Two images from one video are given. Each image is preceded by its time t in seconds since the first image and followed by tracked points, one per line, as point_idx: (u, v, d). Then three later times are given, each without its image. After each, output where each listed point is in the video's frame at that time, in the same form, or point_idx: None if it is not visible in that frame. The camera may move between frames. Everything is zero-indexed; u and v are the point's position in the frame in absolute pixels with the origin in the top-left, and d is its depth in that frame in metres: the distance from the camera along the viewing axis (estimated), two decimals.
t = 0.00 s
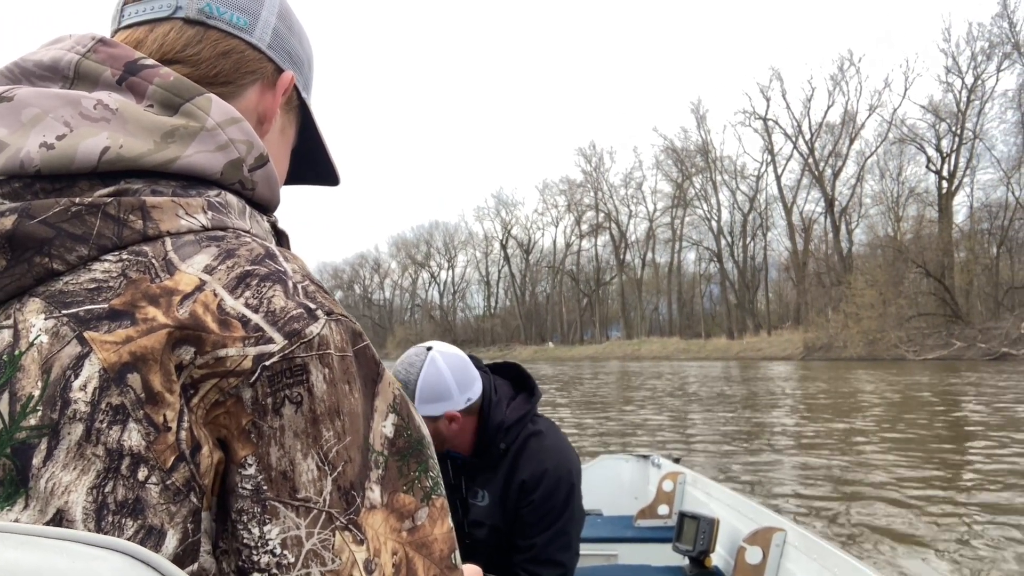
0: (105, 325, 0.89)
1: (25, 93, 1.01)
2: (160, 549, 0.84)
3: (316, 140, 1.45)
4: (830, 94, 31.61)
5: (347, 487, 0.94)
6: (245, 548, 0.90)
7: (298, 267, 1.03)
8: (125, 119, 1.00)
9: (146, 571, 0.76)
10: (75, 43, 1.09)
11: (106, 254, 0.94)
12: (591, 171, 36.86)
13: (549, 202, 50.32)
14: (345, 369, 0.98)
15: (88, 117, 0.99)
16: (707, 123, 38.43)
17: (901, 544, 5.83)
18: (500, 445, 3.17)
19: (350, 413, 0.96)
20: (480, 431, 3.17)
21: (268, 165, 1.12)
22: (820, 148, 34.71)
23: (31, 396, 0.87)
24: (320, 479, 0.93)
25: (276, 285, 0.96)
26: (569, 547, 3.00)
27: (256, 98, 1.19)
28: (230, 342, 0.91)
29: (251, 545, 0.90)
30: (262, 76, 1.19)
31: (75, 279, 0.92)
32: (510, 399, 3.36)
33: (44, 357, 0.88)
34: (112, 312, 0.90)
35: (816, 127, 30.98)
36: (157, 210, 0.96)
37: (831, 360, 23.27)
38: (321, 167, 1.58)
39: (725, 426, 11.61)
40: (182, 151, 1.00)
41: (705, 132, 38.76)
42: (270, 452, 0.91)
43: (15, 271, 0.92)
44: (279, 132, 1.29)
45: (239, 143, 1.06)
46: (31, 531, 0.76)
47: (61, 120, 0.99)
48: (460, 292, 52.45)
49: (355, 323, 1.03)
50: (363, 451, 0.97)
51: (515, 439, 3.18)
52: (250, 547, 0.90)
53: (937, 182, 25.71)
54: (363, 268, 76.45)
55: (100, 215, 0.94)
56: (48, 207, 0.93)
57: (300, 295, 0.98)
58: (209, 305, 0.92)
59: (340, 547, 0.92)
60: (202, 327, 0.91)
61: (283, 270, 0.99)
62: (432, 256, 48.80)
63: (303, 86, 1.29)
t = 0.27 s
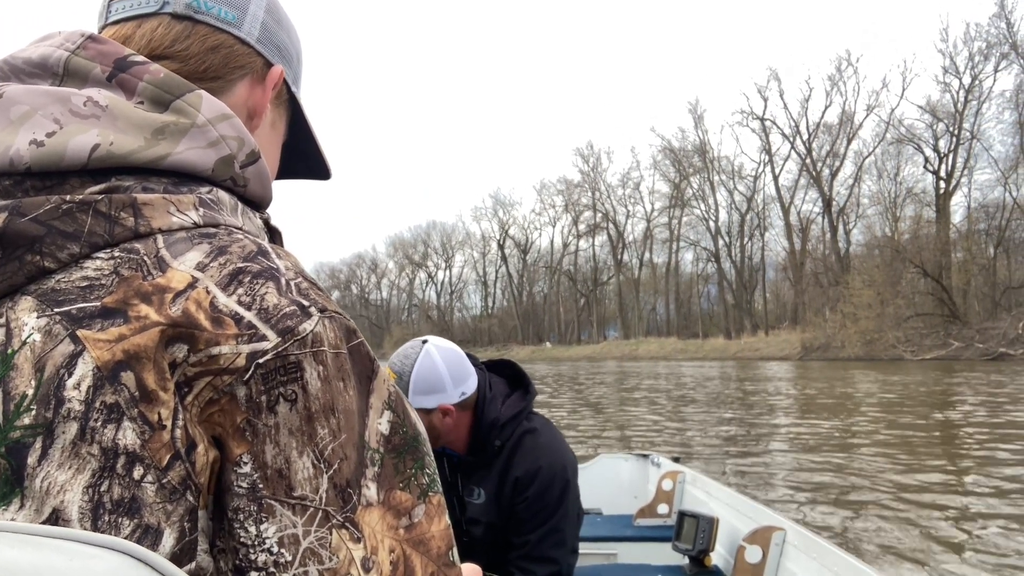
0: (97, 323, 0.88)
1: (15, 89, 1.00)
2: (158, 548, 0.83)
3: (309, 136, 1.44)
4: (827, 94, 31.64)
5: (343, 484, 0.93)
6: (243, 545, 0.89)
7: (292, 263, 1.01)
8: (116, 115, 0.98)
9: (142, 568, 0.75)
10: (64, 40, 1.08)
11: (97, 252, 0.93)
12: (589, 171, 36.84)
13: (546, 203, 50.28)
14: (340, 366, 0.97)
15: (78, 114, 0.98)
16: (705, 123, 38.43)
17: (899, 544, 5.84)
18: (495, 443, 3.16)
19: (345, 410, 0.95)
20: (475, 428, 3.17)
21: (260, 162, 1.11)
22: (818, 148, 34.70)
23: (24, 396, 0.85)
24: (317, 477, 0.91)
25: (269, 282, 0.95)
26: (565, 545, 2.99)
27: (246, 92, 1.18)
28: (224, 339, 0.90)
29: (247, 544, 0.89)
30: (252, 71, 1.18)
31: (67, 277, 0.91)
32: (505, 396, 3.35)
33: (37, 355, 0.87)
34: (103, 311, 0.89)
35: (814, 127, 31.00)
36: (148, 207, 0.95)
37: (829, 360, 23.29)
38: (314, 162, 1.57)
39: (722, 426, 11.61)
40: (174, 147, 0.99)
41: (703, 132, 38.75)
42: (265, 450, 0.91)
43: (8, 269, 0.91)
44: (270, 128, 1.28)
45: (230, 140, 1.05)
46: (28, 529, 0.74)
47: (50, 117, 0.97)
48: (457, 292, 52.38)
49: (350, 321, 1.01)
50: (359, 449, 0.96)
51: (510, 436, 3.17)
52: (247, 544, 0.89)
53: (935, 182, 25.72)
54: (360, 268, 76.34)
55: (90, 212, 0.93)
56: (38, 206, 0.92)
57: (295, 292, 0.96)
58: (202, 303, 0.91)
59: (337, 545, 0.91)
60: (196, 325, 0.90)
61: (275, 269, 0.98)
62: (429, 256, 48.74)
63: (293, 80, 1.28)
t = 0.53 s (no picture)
0: (103, 327, 0.88)
1: (20, 91, 0.99)
2: (162, 551, 0.83)
3: (312, 137, 1.43)
4: (825, 94, 31.65)
5: (348, 488, 0.93)
6: (249, 549, 0.89)
7: (299, 266, 1.01)
8: (121, 119, 0.98)
9: (146, 571, 0.75)
10: (69, 42, 1.08)
11: (104, 255, 0.92)
12: (586, 171, 36.85)
13: (543, 202, 50.26)
14: (348, 369, 0.96)
15: (84, 116, 0.97)
16: (702, 123, 38.42)
17: (898, 545, 5.85)
18: (497, 445, 3.16)
19: (351, 415, 0.94)
20: (477, 430, 3.15)
21: (266, 164, 1.10)
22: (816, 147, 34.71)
23: (31, 399, 0.85)
24: (322, 481, 0.91)
25: (276, 285, 0.94)
26: (565, 545, 2.98)
27: (249, 93, 1.18)
28: (230, 343, 0.90)
29: (252, 548, 0.89)
30: (256, 71, 1.17)
31: (73, 280, 0.91)
32: (506, 398, 3.34)
33: (44, 359, 0.87)
34: (110, 314, 0.88)
35: (811, 127, 31.02)
36: (155, 210, 0.95)
37: (827, 360, 23.33)
38: (317, 162, 1.56)
39: (720, 426, 11.62)
40: (181, 149, 0.99)
41: (701, 132, 38.75)
42: (271, 454, 0.90)
43: (14, 271, 0.91)
44: (273, 128, 1.27)
45: (236, 142, 1.04)
46: (31, 534, 0.74)
47: (55, 119, 0.97)
48: (455, 291, 52.35)
49: (355, 324, 1.01)
50: (365, 452, 0.95)
51: (511, 438, 3.17)
52: (252, 548, 0.89)
53: (932, 183, 25.76)
54: (357, 268, 76.26)
55: (96, 215, 0.92)
56: (44, 208, 0.91)
57: (301, 296, 0.96)
58: (209, 306, 0.91)
59: (343, 548, 0.90)
60: (202, 329, 0.89)
61: (281, 272, 0.97)
62: (427, 255, 48.70)
63: (296, 80, 1.27)
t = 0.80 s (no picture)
0: (99, 326, 0.87)
1: (17, 92, 0.98)
2: (158, 550, 0.82)
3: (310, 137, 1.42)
4: (823, 94, 31.69)
5: (344, 487, 0.91)
6: (244, 548, 0.88)
7: (295, 266, 1.00)
8: (120, 119, 0.97)
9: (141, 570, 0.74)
10: (67, 42, 1.06)
11: (101, 255, 0.91)
12: (584, 171, 36.85)
13: (541, 203, 50.28)
14: (343, 369, 0.95)
15: (81, 117, 0.96)
16: (700, 123, 38.43)
17: (896, 545, 5.85)
18: (495, 444, 3.15)
19: (347, 412, 0.93)
20: (475, 432, 3.13)
21: (263, 165, 1.10)
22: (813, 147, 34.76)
23: (26, 397, 0.84)
24: (317, 480, 0.90)
25: (272, 284, 0.93)
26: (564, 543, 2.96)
27: (246, 93, 1.16)
28: (226, 342, 0.89)
29: (247, 547, 0.88)
30: (252, 71, 1.16)
31: (70, 280, 0.89)
32: (503, 397, 3.34)
33: (39, 358, 0.85)
34: (107, 312, 0.87)
35: (809, 127, 31.05)
36: (152, 210, 0.94)
37: (825, 360, 23.37)
38: (314, 162, 1.55)
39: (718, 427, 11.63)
40: (178, 150, 0.98)
41: (698, 132, 38.77)
42: (266, 453, 0.89)
43: (9, 272, 0.89)
44: (270, 128, 1.26)
45: (233, 142, 1.03)
46: (27, 531, 0.73)
47: (53, 119, 0.96)
48: (452, 292, 52.33)
49: (351, 324, 1.00)
50: (361, 453, 0.94)
51: (509, 438, 3.16)
52: (247, 548, 0.88)
53: (930, 183, 25.82)
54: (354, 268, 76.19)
55: (93, 215, 0.91)
56: (41, 209, 0.90)
57: (297, 296, 0.95)
58: (205, 306, 0.90)
59: (338, 548, 0.89)
60: (198, 327, 0.89)
61: (278, 272, 0.96)
62: (424, 255, 48.69)
63: (293, 80, 1.26)
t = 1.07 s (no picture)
0: (99, 324, 0.86)
1: (16, 90, 0.97)
2: (158, 549, 0.81)
3: (306, 135, 1.42)
4: (821, 95, 31.69)
5: (345, 486, 0.90)
6: (245, 546, 0.87)
7: (293, 264, 0.99)
8: (118, 118, 0.96)
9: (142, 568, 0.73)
10: (66, 41, 1.05)
11: (99, 253, 0.90)
12: (582, 172, 36.85)
13: (539, 203, 50.28)
14: (343, 368, 0.94)
15: (80, 116, 0.95)
16: (698, 123, 38.43)
17: (895, 544, 5.86)
18: (490, 436, 3.15)
19: (347, 410, 0.93)
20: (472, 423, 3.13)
21: (262, 164, 1.09)
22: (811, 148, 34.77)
23: (26, 395, 0.83)
24: (318, 477, 0.89)
25: (271, 282, 0.92)
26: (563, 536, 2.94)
27: (243, 92, 1.15)
28: (225, 340, 0.88)
29: (248, 545, 0.87)
30: (250, 70, 1.15)
31: (69, 279, 0.88)
32: (499, 390, 3.33)
33: (39, 356, 0.85)
34: (106, 312, 0.86)
35: (807, 128, 31.07)
36: (150, 209, 0.93)
37: (823, 361, 23.41)
38: (311, 160, 1.54)
39: (716, 427, 11.64)
40: (175, 149, 0.97)
41: (696, 133, 38.78)
42: (267, 451, 0.88)
43: (8, 270, 0.88)
44: (267, 128, 1.25)
45: (230, 142, 1.02)
46: (29, 531, 0.72)
47: (51, 119, 0.95)
48: (450, 292, 52.31)
49: (350, 322, 0.99)
50: (360, 451, 0.93)
51: (505, 429, 3.16)
52: (248, 546, 0.87)
53: (928, 184, 25.85)
54: (352, 269, 76.13)
55: (92, 213, 0.90)
56: (40, 207, 0.89)
57: (297, 294, 0.94)
58: (204, 305, 0.89)
59: (338, 546, 0.88)
60: (198, 325, 0.88)
61: (277, 271, 0.95)
62: (422, 256, 48.66)
63: (290, 79, 1.24)
